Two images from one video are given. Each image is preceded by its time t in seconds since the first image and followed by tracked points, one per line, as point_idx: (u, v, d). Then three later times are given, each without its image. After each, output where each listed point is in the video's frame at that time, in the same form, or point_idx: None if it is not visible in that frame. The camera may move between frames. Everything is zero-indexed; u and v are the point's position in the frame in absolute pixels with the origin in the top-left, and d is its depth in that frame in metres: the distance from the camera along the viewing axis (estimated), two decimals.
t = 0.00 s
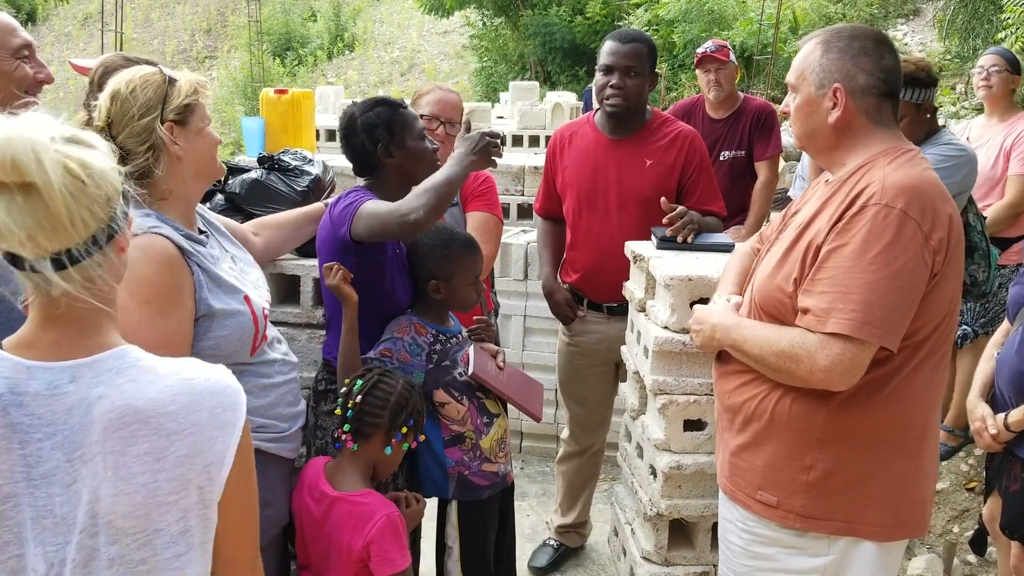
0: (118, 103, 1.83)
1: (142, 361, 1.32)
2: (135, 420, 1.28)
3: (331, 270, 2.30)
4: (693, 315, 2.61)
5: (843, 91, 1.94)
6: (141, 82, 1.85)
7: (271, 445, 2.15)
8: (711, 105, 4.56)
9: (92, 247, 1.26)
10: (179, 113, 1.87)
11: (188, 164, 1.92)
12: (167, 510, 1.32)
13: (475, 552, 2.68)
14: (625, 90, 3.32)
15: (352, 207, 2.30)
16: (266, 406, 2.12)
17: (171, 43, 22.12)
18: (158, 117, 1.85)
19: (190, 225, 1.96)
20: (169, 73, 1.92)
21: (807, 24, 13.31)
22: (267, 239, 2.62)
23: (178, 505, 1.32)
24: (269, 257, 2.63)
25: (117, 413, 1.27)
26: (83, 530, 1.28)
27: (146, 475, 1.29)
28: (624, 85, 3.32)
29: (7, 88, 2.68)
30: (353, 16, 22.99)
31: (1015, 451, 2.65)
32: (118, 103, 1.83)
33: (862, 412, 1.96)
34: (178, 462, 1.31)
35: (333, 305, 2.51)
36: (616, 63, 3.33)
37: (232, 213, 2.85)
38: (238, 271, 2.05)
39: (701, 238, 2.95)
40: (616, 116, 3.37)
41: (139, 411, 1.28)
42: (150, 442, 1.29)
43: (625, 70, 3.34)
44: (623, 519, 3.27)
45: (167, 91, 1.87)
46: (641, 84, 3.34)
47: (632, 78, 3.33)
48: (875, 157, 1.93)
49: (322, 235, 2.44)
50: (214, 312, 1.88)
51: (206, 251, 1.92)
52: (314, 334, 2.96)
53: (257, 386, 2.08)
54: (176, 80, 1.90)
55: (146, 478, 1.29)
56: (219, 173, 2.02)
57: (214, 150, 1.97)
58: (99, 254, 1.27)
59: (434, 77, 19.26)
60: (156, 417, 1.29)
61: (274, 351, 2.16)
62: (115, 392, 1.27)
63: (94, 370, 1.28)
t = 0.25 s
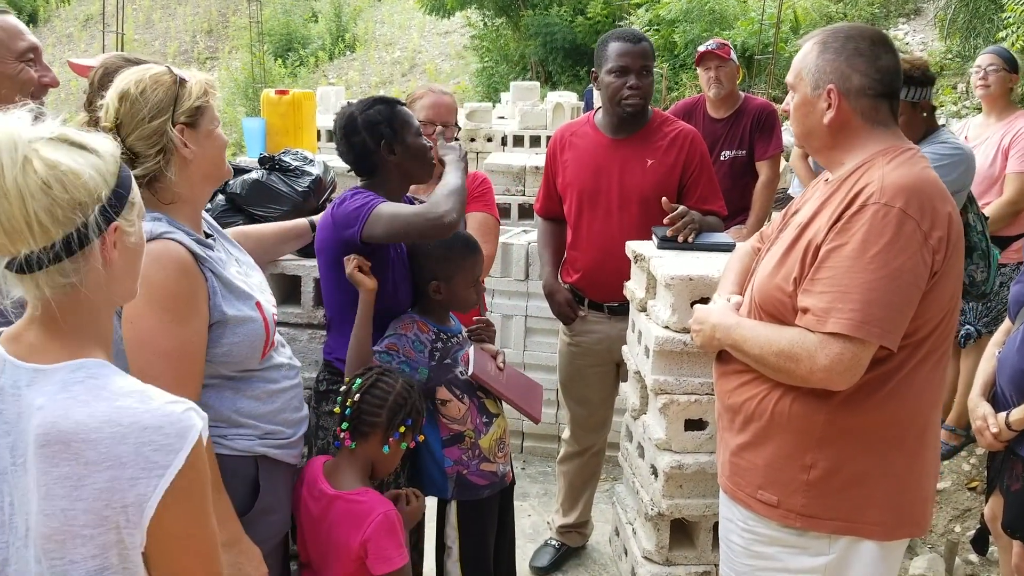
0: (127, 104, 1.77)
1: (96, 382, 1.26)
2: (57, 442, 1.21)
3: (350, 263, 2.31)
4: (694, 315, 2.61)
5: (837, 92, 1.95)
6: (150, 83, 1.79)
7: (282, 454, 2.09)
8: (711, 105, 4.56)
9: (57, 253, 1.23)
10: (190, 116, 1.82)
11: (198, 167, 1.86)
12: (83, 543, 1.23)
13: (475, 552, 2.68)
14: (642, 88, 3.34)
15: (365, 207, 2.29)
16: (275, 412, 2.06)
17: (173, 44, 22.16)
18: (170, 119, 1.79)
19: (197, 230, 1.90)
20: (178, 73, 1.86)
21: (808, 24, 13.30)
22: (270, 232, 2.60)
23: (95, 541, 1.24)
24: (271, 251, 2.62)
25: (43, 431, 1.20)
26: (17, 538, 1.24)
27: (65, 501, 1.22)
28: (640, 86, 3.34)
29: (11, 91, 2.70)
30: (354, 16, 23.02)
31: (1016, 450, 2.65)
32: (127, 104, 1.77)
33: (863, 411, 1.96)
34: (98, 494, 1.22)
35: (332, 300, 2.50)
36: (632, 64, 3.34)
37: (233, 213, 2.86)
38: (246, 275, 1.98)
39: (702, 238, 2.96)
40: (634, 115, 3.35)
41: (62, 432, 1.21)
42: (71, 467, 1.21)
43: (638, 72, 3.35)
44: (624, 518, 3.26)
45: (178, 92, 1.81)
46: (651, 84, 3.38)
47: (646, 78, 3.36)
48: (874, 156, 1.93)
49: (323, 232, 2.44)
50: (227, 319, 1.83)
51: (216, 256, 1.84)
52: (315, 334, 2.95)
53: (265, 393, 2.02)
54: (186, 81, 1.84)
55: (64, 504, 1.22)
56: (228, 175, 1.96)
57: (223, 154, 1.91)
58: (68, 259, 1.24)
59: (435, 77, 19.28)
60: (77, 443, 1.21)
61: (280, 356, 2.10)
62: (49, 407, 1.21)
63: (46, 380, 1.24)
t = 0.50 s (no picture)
0: (134, 103, 1.76)
1: (92, 392, 1.25)
2: (58, 456, 1.20)
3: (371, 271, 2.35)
4: (694, 314, 2.60)
5: (836, 91, 1.94)
6: (158, 82, 1.79)
7: (283, 458, 2.09)
8: (712, 104, 4.57)
9: (56, 253, 1.22)
10: (196, 117, 1.82)
11: (202, 169, 1.86)
12: (90, 553, 1.24)
13: (476, 552, 2.68)
14: (635, 89, 3.34)
15: (382, 209, 2.29)
16: (277, 417, 2.05)
17: (173, 44, 22.17)
18: (177, 119, 1.79)
19: (199, 232, 1.89)
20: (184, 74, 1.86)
21: (808, 22, 13.29)
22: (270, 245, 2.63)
23: (103, 551, 1.24)
24: (272, 264, 2.65)
25: (43, 444, 1.20)
26: (25, 545, 1.24)
27: (70, 513, 1.22)
28: (633, 86, 3.33)
29: (15, 91, 2.70)
30: (355, 16, 23.02)
31: (1016, 449, 2.65)
32: (133, 102, 1.76)
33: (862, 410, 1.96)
34: (102, 506, 1.22)
35: (332, 297, 2.49)
36: (626, 63, 3.33)
37: (233, 213, 2.85)
38: (247, 276, 1.97)
39: (703, 237, 2.95)
40: (625, 114, 3.36)
41: (62, 445, 1.20)
42: (74, 480, 1.21)
43: (633, 71, 3.35)
44: (625, 518, 3.26)
45: (185, 93, 1.82)
46: (649, 83, 3.36)
47: (642, 78, 3.35)
48: (873, 155, 1.93)
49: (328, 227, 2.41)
50: (232, 322, 1.83)
51: (218, 257, 1.83)
52: (316, 334, 2.95)
53: (268, 398, 2.01)
54: (193, 82, 1.85)
55: (68, 517, 1.22)
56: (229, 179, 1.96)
57: (226, 159, 1.92)
58: (68, 259, 1.24)
59: (436, 77, 19.29)
60: (78, 457, 1.21)
61: (282, 359, 2.08)
62: (47, 420, 1.21)
63: (42, 391, 1.24)
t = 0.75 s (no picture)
0: (141, 101, 1.75)
1: (105, 385, 1.26)
2: (78, 450, 1.21)
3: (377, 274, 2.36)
4: (694, 312, 2.61)
5: (841, 87, 1.95)
6: (164, 81, 1.79)
7: (283, 461, 2.09)
8: (713, 104, 4.58)
9: (56, 255, 1.23)
10: (202, 118, 1.83)
11: (205, 169, 1.87)
12: (114, 543, 1.25)
13: (477, 550, 2.68)
14: (618, 87, 3.34)
15: (400, 207, 2.29)
16: (279, 419, 2.06)
17: (173, 44, 22.16)
18: (184, 119, 1.80)
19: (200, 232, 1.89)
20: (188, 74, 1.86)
21: (808, 22, 13.28)
22: (272, 248, 2.65)
23: (127, 540, 1.26)
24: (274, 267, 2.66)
25: (61, 440, 1.20)
26: (42, 544, 1.26)
27: (92, 505, 1.23)
28: (616, 83, 3.34)
29: (20, 92, 2.71)
30: (355, 17, 23.02)
31: (1017, 446, 2.65)
32: (141, 100, 1.75)
33: (863, 407, 1.96)
34: (126, 496, 1.24)
35: (335, 290, 2.49)
36: (610, 62, 3.36)
37: (234, 213, 2.85)
38: (247, 275, 1.97)
39: (703, 236, 2.95)
40: (612, 112, 3.38)
41: (82, 439, 1.21)
42: (95, 472, 1.22)
43: (618, 68, 3.36)
44: (626, 516, 3.27)
45: (192, 93, 1.82)
46: (638, 80, 3.34)
47: (633, 75, 3.34)
48: (873, 153, 1.93)
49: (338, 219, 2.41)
50: (234, 321, 1.84)
51: (219, 256, 1.84)
52: (317, 333, 2.95)
53: (270, 399, 2.01)
54: (197, 83, 1.85)
55: (91, 509, 1.23)
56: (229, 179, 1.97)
57: (226, 160, 1.93)
58: (67, 261, 1.24)
59: (435, 77, 19.29)
60: (100, 450, 1.21)
61: (283, 360, 2.08)
62: (64, 416, 1.21)
63: (55, 387, 1.24)
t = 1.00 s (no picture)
0: (150, 97, 1.76)
1: (113, 379, 1.26)
2: (92, 443, 1.21)
3: (380, 276, 2.37)
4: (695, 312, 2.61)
5: (842, 86, 1.95)
6: (172, 80, 1.80)
7: (283, 463, 2.09)
8: (713, 103, 4.57)
9: (55, 254, 1.23)
10: (209, 116, 1.84)
11: (210, 168, 1.87)
12: (130, 534, 1.26)
13: (480, 549, 2.68)
14: (614, 84, 3.35)
15: (418, 203, 2.32)
16: (278, 420, 2.06)
17: (173, 45, 22.17)
18: (192, 117, 1.80)
19: (202, 230, 1.89)
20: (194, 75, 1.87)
21: (808, 21, 13.28)
22: (273, 247, 2.65)
23: (141, 531, 1.26)
24: (275, 266, 2.67)
25: (74, 434, 1.20)
26: (52, 541, 1.25)
27: (107, 497, 1.23)
28: (612, 80, 3.35)
29: (22, 92, 2.71)
30: (355, 17, 23.03)
31: (1017, 445, 2.65)
32: (150, 97, 1.76)
33: (864, 406, 1.96)
34: (142, 487, 1.24)
35: (341, 284, 2.47)
36: (605, 59, 3.38)
37: (234, 213, 2.85)
38: (249, 274, 1.97)
39: (703, 235, 2.95)
40: (607, 110, 3.39)
41: (96, 432, 1.21)
42: (110, 464, 1.22)
43: (614, 65, 3.38)
44: (627, 516, 3.27)
45: (199, 93, 1.83)
46: (634, 77, 3.33)
47: (630, 74, 3.34)
48: (874, 153, 1.93)
49: (348, 211, 2.39)
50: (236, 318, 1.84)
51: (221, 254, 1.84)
52: (318, 333, 2.95)
53: (269, 400, 2.02)
54: (203, 84, 1.86)
55: (105, 501, 1.23)
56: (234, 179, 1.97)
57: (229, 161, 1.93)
58: (66, 261, 1.24)
59: (435, 77, 19.30)
60: (114, 442, 1.22)
61: (284, 361, 2.09)
62: (76, 410, 1.22)
63: (63, 384, 1.24)
